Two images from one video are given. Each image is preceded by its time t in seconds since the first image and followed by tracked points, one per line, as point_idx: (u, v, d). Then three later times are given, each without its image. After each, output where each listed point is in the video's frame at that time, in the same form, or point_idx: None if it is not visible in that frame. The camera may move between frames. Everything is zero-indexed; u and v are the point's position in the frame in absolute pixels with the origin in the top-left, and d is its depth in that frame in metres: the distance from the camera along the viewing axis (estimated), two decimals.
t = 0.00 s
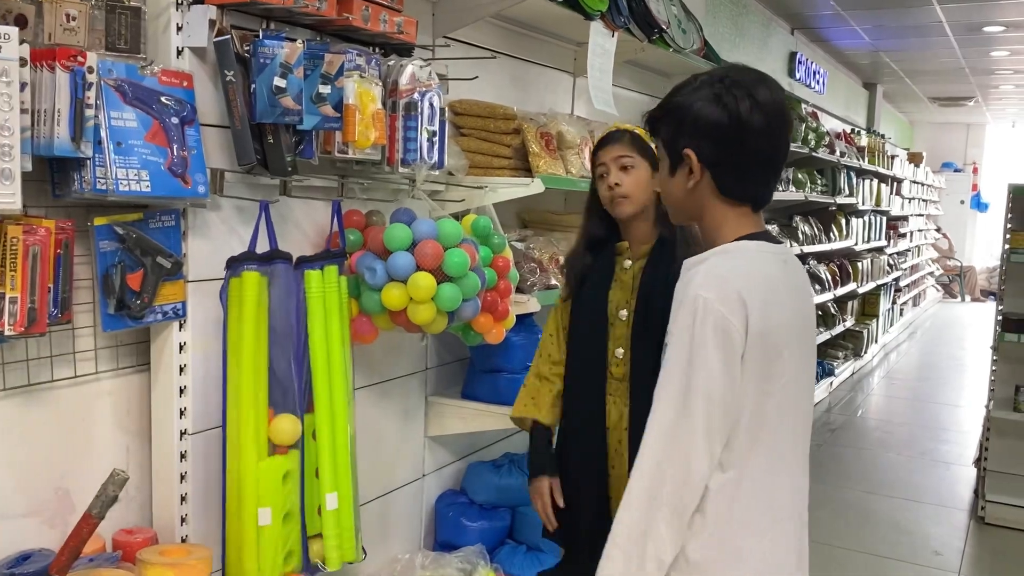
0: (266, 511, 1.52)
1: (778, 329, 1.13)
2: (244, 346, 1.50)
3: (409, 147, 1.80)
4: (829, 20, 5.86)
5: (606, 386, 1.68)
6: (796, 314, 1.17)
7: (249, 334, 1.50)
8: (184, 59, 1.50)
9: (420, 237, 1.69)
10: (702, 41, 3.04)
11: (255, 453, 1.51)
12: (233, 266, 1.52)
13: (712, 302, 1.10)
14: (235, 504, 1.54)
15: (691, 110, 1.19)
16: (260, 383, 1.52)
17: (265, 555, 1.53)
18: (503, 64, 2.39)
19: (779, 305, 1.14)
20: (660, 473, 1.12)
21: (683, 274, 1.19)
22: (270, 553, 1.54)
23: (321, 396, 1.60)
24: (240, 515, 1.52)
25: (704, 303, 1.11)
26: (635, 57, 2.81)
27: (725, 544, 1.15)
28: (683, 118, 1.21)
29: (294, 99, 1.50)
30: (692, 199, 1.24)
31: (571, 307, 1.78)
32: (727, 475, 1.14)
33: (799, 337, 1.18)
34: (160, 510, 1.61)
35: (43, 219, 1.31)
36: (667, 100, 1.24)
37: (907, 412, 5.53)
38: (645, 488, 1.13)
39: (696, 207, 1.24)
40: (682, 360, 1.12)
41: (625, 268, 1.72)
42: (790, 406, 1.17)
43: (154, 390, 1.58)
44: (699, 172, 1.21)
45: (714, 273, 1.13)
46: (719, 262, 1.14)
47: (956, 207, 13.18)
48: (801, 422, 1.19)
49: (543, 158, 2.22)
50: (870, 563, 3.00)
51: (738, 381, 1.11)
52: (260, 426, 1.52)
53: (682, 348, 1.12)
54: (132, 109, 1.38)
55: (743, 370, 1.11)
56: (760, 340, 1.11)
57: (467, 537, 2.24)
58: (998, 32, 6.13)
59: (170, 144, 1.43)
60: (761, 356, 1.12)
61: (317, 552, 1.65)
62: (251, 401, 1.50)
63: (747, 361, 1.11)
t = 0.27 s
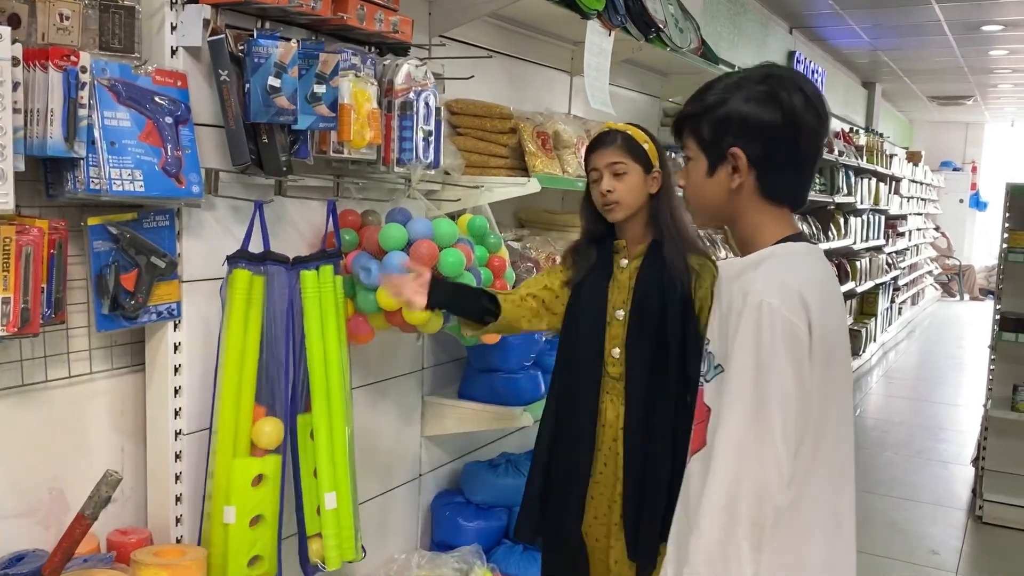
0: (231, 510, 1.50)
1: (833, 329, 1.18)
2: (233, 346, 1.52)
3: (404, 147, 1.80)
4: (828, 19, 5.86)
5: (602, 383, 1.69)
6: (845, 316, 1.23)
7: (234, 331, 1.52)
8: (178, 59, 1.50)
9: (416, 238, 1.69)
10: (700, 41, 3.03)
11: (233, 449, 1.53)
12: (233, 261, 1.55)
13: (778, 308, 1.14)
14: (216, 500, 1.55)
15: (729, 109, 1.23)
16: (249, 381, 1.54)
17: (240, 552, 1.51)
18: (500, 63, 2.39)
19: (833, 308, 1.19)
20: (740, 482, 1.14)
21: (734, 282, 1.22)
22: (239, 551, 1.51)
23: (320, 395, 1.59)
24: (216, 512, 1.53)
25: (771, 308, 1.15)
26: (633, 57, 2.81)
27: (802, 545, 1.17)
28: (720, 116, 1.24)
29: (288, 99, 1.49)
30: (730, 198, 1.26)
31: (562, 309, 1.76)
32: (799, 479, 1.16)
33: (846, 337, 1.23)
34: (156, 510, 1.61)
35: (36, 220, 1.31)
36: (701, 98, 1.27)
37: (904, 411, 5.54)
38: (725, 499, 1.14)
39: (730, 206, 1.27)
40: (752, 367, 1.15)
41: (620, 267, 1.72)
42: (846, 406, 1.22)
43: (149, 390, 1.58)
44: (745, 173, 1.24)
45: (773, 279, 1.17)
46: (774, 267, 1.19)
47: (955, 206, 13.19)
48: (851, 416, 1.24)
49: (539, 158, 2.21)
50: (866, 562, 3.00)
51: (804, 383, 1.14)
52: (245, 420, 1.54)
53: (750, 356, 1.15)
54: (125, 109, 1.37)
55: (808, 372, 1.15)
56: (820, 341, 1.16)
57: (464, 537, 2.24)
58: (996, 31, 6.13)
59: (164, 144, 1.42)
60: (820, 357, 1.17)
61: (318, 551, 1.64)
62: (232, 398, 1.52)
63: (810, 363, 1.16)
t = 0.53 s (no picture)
0: (227, 517, 1.51)
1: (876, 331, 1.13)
2: (228, 350, 1.53)
3: (401, 148, 1.79)
4: (826, 19, 5.86)
5: (596, 388, 1.68)
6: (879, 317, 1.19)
7: (229, 336, 1.53)
8: (174, 61, 1.50)
9: (412, 238, 1.68)
10: (698, 41, 3.04)
11: (228, 454, 1.54)
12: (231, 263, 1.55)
13: (827, 313, 1.08)
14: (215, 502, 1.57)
15: (789, 108, 1.14)
16: (248, 384, 1.55)
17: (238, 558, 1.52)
18: (498, 64, 2.39)
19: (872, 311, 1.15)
20: (799, 502, 1.07)
21: (771, 286, 1.14)
22: (237, 558, 1.52)
23: (320, 398, 1.59)
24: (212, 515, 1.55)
25: (820, 314, 1.08)
26: (630, 57, 2.81)
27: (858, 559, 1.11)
28: (778, 115, 1.15)
29: (283, 100, 1.49)
30: (772, 201, 1.18)
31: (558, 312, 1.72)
32: (849, 488, 1.10)
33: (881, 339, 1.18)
34: (151, 512, 1.61)
35: (30, 222, 1.31)
36: (752, 94, 1.17)
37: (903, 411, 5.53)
38: (784, 522, 1.07)
39: (771, 210, 1.19)
40: (803, 381, 1.08)
41: (610, 268, 1.72)
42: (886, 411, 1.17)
43: (145, 392, 1.58)
44: (796, 175, 1.16)
45: (819, 282, 1.10)
46: (816, 270, 1.12)
47: (955, 206, 13.19)
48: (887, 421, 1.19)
49: (536, 159, 2.21)
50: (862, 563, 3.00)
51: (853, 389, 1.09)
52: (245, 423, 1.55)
53: (800, 363, 1.08)
54: (120, 110, 1.37)
55: (855, 377, 1.09)
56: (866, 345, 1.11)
57: (460, 538, 2.24)
58: (995, 31, 6.13)
59: (159, 145, 1.42)
60: (866, 361, 1.11)
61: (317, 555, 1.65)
62: (228, 402, 1.54)
63: (856, 369, 1.09)
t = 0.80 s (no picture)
0: (247, 522, 1.50)
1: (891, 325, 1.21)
2: (233, 352, 1.52)
3: (396, 148, 1.79)
4: (824, 19, 5.86)
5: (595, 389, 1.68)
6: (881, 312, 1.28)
7: (233, 340, 1.52)
8: (168, 61, 1.49)
9: (407, 238, 1.68)
10: (695, 40, 3.04)
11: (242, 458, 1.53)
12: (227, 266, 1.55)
13: (864, 309, 1.14)
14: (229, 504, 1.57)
15: (823, 109, 1.20)
16: (252, 387, 1.53)
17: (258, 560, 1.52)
18: (494, 64, 2.39)
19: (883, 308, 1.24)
20: (833, 495, 1.13)
21: (804, 284, 1.19)
22: (259, 561, 1.52)
23: (316, 398, 1.60)
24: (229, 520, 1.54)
25: (859, 309, 1.13)
26: (627, 56, 2.81)
27: (878, 548, 1.17)
28: (812, 116, 1.20)
29: (278, 99, 1.49)
30: (799, 196, 1.24)
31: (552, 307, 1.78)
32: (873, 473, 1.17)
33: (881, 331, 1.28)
34: (146, 512, 1.60)
35: (23, 222, 1.31)
36: (782, 93, 1.21)
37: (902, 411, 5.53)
38: (822, 517, 1.13)
39: (795, 206, 1.25)
40: (839, 379, 1.13)
41: (602, 267, 1.73)
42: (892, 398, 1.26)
43: (139, 392, 1.58)
44: (825, 173, 1.23)
45: (854, 278, 1.16)
46: (845, 271, 1.17)
47: (954, 205, 13.19)
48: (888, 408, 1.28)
49: (532, 158, 2.19)
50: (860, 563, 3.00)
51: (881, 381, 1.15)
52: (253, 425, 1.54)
53: (840, 357, 1.13)
54: (114, 111, 1.37)
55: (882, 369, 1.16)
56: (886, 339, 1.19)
57: (457, 538, 2.24)
58: (993, 30, 6.14)
59: (153, 146, 1.42)
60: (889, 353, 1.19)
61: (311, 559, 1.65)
62: (238, 405, 1.53)
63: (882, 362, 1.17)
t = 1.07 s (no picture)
0: (270, 521, 1.49)
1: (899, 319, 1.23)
2: (237, 352, 1.50)
3: (392, 149, 1.79)
4: (822, 19, 5.86)
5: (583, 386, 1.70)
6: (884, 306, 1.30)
7: (237, 339, 1.50)
8: (163, 61, 1.49)
9: (403, 238, 1.68)
10: (692, 40, 3.04)
11: (253, 461, 1.50)
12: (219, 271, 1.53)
13: (876, 303, 1.15)
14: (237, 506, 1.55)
15: (828, 114, 1.21)
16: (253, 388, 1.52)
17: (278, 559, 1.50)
18: (491, 64, 2.39)
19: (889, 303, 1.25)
20: (847, 482, 1.15)
21: (818, 279, 1.20)
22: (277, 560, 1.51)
23: (311, 396, 1.61)
24: (243, 523, 1.51)
25: (872, 304, 1.14)
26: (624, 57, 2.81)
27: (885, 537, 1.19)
28: (818, 120, 1.21)
29: (273, 100, 1.49)
30: (805, 197, 1.25)
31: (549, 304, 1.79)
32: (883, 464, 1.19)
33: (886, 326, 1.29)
34: (143, 513, 1.60)
35: (17, 223, 1.31)
36: (786, 98, 1.22)
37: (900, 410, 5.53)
38: (834, 503, 1.15)
39: (800, 207, 1.25)
40: (853, 372, 1.14)
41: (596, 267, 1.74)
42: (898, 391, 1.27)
43: (135, 393, 1.58)
44: (830, 174, 1.24)
45: (865, 273, 1.18)
46: (857, 266, 1.18)
47: (953, 205, 13.19)
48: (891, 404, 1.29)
49: (529, 158, 2.20)
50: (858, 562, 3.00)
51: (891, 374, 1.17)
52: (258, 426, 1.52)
53: (852, 350, 1.14)
54: (109, 111, 1.37)
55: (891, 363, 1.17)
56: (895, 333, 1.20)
57: (455, 538, 2.24)
58: (991, 29, 6.14)
59: (148, 146, 1.42)
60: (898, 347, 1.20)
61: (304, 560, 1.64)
62: (244, 407, 1.50)
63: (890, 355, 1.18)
